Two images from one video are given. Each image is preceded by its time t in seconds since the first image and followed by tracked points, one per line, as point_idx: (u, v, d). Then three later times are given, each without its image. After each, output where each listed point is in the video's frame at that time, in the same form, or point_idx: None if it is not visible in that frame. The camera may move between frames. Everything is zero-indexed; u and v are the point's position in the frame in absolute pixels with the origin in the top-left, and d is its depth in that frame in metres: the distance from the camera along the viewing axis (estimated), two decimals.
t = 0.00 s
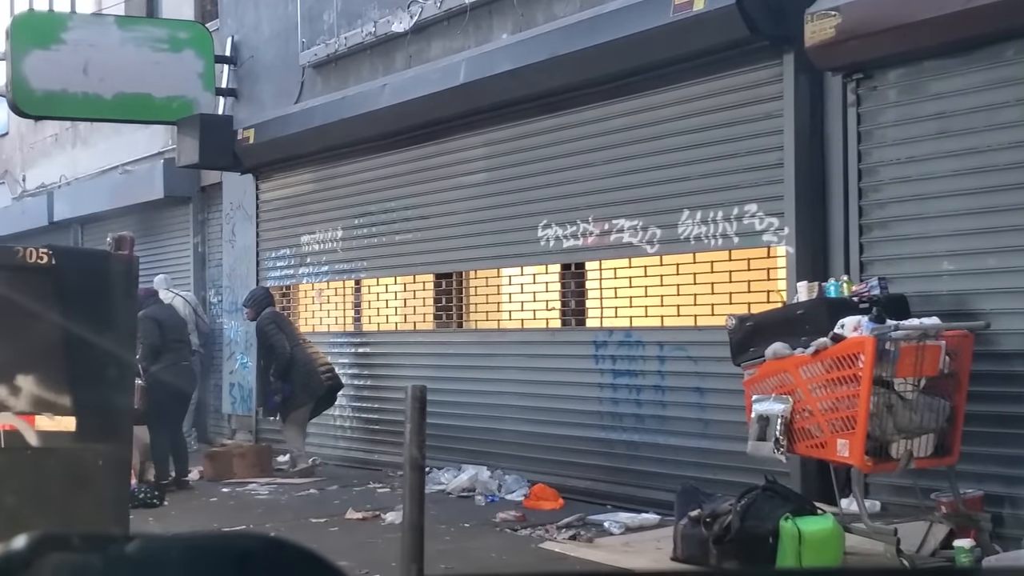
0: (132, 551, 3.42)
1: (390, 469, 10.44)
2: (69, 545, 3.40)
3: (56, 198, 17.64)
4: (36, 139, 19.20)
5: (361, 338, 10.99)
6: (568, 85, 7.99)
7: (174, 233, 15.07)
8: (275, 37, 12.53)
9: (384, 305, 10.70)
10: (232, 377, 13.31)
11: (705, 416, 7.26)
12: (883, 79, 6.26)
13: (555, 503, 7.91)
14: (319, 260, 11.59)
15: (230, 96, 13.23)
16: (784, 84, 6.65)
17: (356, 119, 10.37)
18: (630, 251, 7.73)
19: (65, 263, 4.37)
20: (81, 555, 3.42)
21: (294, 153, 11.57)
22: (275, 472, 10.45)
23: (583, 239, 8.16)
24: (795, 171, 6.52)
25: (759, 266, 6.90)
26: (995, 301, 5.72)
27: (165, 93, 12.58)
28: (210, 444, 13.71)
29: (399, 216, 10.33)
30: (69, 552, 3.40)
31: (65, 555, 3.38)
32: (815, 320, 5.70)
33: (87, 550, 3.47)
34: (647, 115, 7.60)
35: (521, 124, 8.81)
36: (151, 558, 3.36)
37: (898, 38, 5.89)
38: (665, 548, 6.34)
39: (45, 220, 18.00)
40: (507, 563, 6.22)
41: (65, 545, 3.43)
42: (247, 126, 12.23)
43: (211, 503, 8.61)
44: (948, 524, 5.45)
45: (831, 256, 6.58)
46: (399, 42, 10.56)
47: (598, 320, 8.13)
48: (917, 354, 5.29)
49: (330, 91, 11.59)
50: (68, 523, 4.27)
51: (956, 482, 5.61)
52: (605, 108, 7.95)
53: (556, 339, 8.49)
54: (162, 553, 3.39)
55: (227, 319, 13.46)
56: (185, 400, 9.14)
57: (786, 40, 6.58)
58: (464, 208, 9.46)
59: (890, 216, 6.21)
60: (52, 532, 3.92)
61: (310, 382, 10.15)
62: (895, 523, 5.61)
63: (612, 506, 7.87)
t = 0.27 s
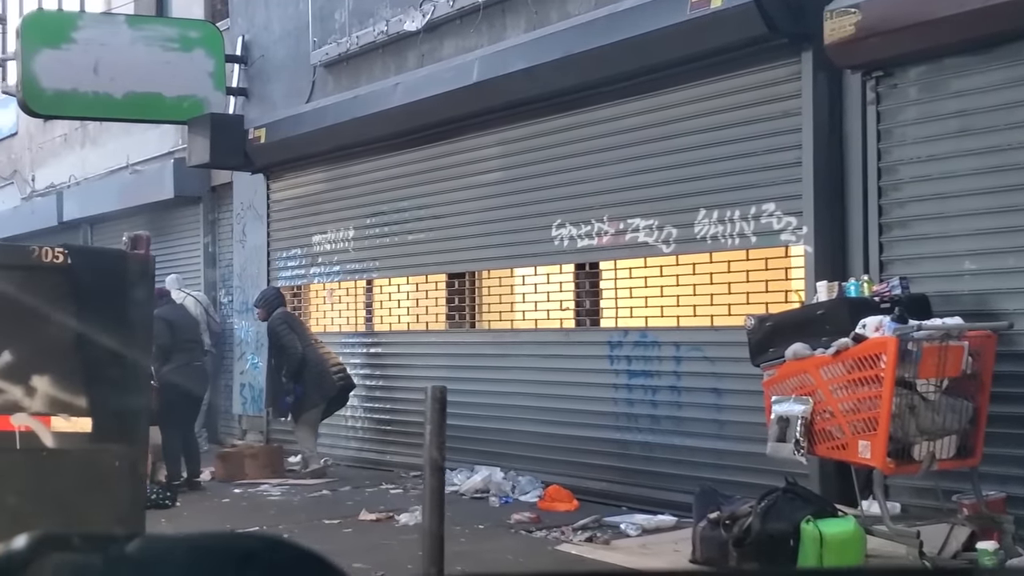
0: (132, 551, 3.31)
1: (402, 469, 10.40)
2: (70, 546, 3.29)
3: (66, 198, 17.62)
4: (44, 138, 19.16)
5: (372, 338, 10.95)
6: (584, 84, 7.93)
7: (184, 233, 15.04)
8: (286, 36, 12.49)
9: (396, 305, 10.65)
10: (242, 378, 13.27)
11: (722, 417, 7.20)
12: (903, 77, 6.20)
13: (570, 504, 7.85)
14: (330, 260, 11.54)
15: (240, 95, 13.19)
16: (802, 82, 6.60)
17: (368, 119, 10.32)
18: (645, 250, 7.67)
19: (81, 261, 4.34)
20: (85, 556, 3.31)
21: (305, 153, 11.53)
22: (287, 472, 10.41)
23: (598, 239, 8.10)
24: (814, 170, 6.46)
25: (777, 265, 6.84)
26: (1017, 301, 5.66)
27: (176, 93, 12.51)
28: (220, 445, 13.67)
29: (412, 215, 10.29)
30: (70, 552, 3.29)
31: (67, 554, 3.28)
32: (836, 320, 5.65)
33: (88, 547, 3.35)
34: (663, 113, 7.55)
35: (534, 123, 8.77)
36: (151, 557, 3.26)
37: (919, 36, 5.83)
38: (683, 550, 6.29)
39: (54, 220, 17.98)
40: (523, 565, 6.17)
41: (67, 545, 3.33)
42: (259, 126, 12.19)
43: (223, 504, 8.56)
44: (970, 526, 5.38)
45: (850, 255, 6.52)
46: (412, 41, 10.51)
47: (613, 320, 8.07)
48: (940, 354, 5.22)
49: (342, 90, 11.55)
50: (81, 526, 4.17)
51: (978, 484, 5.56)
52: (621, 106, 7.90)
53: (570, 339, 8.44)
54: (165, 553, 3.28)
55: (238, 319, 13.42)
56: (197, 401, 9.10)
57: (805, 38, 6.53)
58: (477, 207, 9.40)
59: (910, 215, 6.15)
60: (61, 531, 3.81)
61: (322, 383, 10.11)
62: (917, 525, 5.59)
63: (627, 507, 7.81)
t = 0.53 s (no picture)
0: (132, 550, 3.20)
1: (415, 470, 10.36)
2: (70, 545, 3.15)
3: (77, 198, 17.60)
4: (55, 138, 19.10)
5: (385, 338, 10.91)
6: (600, 82, 7.88)
7: (195, 233, 15.00)
8: (299, 35, 12.45)
9: (409, 305, 10.61)
10: (254, 378, 13.23)
11: (740, 418, 7.14)
12: (925, 75, 6.14)
13: (586, 505, 7.79)
14: (342, 260, 11.50)
15: (252, 95, 13.15)
16: (822, 79, 6.54)
17: (381, 118, 10.28)
18: (662, 249, 7.62)
19: (98, 260, 4.29)
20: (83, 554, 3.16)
21: (318, 152, 11.49)
22: (300, 473, 10.36)
23: (614, 238, 8.04)
24: (835, 168, 6.41)
25: (797, 265, 6.78)
26: None
27: (187, 92, 12.48)
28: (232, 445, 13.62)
29: (425, 215, 10.25)
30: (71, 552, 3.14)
31: (66, 553, 3.11)
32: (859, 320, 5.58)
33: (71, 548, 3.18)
34: (681, 111, 7.49)
35: (549, 121, 8.72)
36: (157, 557, 3.16)
37: (941, 33, 5.77)
38: (702, 552, 6.23)
39: (65, 220, 17.97)
40: (541, 567, 6.11)
41: (66, 544, 3.17)
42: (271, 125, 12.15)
43: (237, 505, 8.53)
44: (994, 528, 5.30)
45: (870, 254, 6.47)
46: (425, 39, 10.46)
47: (629, 320, 8.01)
48: (965, 354, 5.16)
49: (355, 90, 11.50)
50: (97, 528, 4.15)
51: (1003, 485, 5.50)
52: (637, 105, 7.85)
53: (585, 339, 8.38)
54: (165, 552, 3.20)
55: (250, 319, 13.37)
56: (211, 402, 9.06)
57: (825, 35, 6.47)
58: (492, 206, 9.36)
59: (932, 214, 6.09)
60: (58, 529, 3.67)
61: (335, 383, 10.08)
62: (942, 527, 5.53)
63: (644, 509, 7.75)
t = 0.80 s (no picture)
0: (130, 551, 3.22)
1: (431, 471, 10.30)
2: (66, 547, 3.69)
3: (90, 198, 17.57)
4: (67, 138, 19.04)
5: (401, 338, 10.85)
6: (620, 80, 7.81)
7: (209, 233, 14.96)
8: (313, 34, 12.40)
9: (425, 305, 10.54)
10: (269, 378, 13.18)
11: (762, 419, 7.07)
12: (950, 72, 6.07)
13: (606, 507, 7.73)
14: (358, 259, 11.45)
15: (266, 94, 13.11)
16: (846, 77, 6.48)
17: (397, 117, 10.22)
18: (682, 249, 7.55)
19: (120, 259, 4.27)
20: (82, 554, 3.71)
21: (332, 151, 11.43)
22: (316, 475, 10.30)
23: (633, 238, 7.98)
24: (859, 167, 6.35)
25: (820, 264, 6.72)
26: None
27: (202, 92, 12.44)
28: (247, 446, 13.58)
29: (440, 215, 10.19)
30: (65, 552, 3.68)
31: (64, 552, 3.69)
32: (886, 320, 5.52)
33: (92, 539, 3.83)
34: (702, 110, 7.43)
35: (567, 120, 8.66)
36: (153, 558, 3.69)
37: (968, 30, 5.70)
38: (726, 554, 6.16)
39: (78, 220, 17.94)
40: (563, 569, 6.04)
41: (63, 544, 3.75)
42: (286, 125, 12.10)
43: (254, 506, 8.48)
44: None
45: (895, 253, 6.40)
46: (441, 38, 10.40)
47: (649, 320, 7.94)
48: (995, 355, 5.11)
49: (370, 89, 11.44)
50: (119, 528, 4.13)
51: None
52: (657, 103, 7.79)
53: (603, 339, 8.31)
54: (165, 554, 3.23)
55: (264, 319, 13.32)
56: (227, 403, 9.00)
57: (849, 32, 6.41)
58: (508, 206, 9.29)
59: (958, 213, 6.02)
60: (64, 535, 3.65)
61: (351, 384, 10.05)
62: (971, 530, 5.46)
63: (664, 510, 7.68)
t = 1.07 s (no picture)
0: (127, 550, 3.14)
1: (452, 472, 10.24)
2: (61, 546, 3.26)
3: (109, 198, 17.55)
4: (86, 138, 18.99)
5: (422, 338, 10.78)
6: (647, 77, 7.74)
7: (228, 233, 14.93)
8: (334, 33, 12.34)
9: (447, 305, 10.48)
10: (289, 378, 13.13)
11: (792, 420, 7.00)
12: (985, 68, 5.98)
13: (632, 509, 7.66)
14: (379, 259, 11.39)
15: (286, 94, 13.06)
16: (878, 73, 6.40)
17: (419, 116, 10.15)
18: (710, 248, 7.47)
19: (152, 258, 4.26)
20: (82, 554, 3.22)
21: (353, 150, 11.38)
22: (338, 476, 10.24)
23: (659, 237, 7.90)
24: (892, 164, 6.27)
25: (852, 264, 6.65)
26: None
27: (222, 91, 12.39)
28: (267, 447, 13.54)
29: (462, 214, 10.13)
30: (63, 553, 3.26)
31: (61, 553, 3.23)
32: (922, 320, 5.44)
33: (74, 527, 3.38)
34: (730, 107, 7.36)
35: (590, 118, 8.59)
36: (153, 557, 3.13)
37: (1004, 24, 5.62)
38: (757, 557, 6.08)
39: (97, 220, 17.93)
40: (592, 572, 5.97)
41: (62, 544, 3.34)
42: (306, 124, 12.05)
43: (277, 507, 8.43)
44: None
45: (929, 251, 6.32)
46: (462, 36, 10.34)
47: (676, 320, 7.87)
48: None
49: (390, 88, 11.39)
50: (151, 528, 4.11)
51: None
52: (684, 101, 7.71)
53: (628, 340, 8.24)
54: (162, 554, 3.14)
55: (284, 319, 13.27)
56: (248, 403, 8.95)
57: (881, 28, 6.33)
58: (530, 205, 9.22)
59: (994, 211, 5.94)
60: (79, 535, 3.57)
61: (372, 384, 9.97)
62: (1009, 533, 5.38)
63: (691, 513, 7.61)
